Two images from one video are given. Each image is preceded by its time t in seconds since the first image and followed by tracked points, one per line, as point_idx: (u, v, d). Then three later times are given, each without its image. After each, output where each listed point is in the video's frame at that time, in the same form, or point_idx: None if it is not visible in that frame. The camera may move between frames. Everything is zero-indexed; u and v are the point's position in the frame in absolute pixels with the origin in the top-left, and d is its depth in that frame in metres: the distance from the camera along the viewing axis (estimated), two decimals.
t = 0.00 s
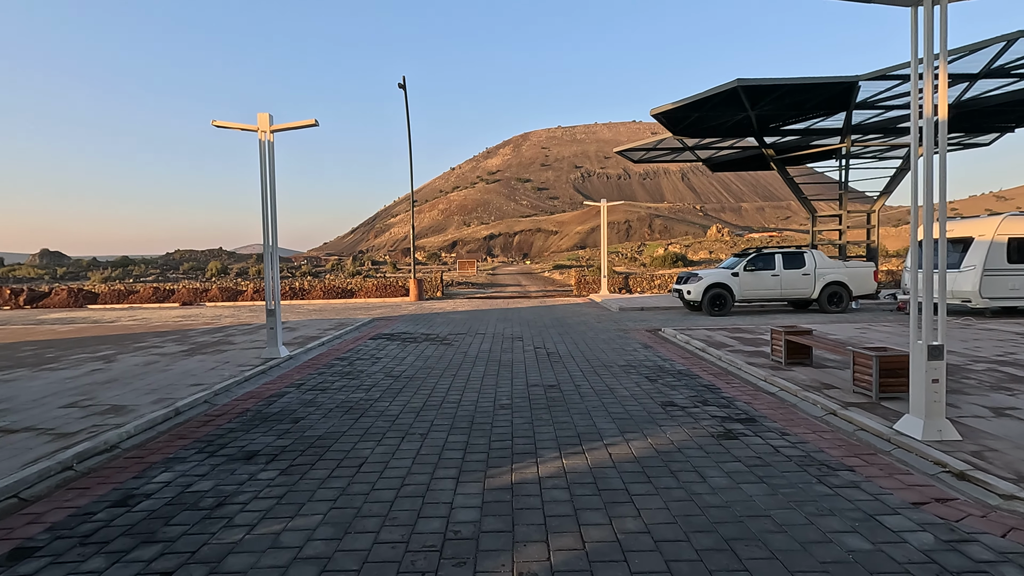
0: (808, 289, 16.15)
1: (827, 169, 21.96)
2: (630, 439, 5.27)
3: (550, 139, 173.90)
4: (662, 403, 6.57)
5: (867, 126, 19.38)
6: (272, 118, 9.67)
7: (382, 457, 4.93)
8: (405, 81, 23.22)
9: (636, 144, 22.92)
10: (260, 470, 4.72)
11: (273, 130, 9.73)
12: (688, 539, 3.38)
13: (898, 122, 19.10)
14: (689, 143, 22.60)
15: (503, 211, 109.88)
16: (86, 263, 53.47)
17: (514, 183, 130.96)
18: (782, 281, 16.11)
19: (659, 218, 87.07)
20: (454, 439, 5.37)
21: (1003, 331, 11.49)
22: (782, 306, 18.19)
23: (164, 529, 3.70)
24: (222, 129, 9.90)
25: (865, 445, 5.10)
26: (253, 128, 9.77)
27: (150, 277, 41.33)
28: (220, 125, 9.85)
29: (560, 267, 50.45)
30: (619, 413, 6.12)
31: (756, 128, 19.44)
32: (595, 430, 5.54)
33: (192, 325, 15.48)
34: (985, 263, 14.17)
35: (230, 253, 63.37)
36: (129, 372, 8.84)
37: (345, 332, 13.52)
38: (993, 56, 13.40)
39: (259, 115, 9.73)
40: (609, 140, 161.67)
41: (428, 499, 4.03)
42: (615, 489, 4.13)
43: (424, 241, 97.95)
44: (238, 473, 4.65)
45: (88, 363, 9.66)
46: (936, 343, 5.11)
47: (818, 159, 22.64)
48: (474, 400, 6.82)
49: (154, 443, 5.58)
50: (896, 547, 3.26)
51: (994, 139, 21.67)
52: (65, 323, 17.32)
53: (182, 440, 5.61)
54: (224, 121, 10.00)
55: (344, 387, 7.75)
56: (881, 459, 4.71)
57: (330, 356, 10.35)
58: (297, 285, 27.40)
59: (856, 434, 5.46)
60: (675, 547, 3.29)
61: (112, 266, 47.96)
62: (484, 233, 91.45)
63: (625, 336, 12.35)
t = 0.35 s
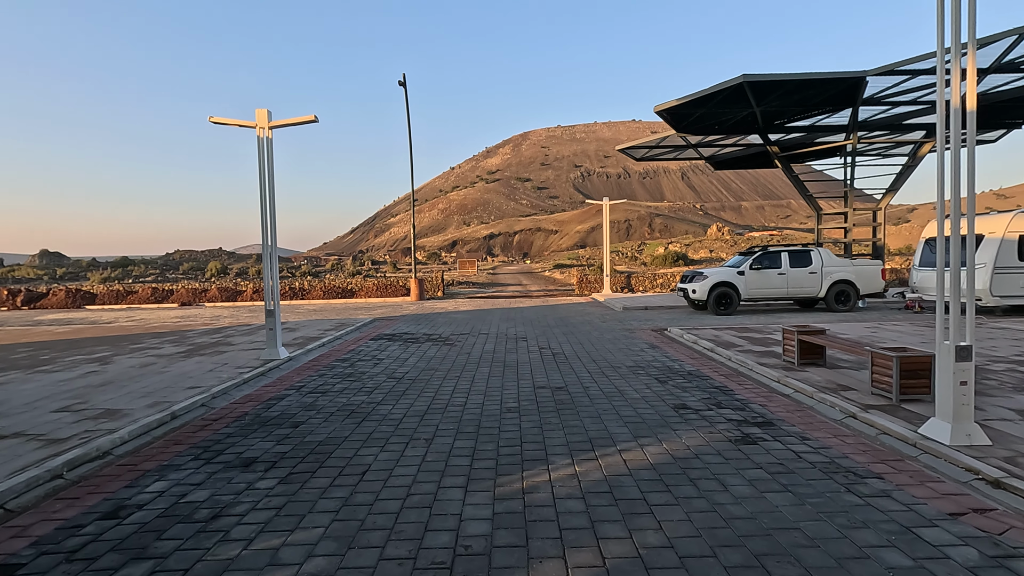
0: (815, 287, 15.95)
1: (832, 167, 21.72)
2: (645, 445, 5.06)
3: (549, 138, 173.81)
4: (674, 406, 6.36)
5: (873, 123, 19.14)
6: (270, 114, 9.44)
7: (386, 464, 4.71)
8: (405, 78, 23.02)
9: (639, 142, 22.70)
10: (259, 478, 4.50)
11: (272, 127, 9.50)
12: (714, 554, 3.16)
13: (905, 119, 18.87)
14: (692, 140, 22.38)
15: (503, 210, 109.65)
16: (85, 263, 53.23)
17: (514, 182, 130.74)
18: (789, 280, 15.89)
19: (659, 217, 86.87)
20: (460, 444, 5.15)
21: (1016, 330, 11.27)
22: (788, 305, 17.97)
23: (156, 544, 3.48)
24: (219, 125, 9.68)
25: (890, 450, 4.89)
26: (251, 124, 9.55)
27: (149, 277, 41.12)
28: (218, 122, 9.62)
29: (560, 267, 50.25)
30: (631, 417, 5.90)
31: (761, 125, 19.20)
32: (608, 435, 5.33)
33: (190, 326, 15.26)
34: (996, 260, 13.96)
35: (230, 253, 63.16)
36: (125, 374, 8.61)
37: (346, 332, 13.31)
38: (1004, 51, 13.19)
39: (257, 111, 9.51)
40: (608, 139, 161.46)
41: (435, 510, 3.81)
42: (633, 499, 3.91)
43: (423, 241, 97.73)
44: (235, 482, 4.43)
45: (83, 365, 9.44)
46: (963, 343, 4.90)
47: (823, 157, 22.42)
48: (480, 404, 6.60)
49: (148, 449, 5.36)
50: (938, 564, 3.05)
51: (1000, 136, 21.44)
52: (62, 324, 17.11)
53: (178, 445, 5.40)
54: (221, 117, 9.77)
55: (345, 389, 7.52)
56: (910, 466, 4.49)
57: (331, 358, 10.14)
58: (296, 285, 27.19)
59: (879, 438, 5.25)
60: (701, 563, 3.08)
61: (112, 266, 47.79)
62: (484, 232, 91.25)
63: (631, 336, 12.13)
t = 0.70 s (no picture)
0: (825, 287, 15.72)
1: (840, 165, 21.46)
2: (668, 456, 4.82)
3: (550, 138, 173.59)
4: (694, 413, 6.12)
5: (882, 120, 18.87)
6: (272, 112, 9.21)
7: (397, 477, 4.47)
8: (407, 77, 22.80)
9: (644, 141, 22.46)
10: (263, 493, 4.26)
11: (274, 125, 9.27)
12: None
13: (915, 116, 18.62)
14: (698, 139, 22.14)
15: (504, 211, 109.40)
16: (86, 265, 53.13)
17: (516, 182, 130.49)
18: (799, 280, 15.64)
19: (660, 217, 86.62)
20: (474, 455, 4.91)
21: None
22: (797, 305, 17.72)
23: (155, 567, 3.25)
24: (220, 123, 9.45)
25: (927, 460, 4.65)
26: (253, 122, 9.32)
27: (150, 279, 40.91)
28: (219, 120, 9.39)
29: (562, 267, 50.01)
30: (651, 425, 5.66)
31: (768, 123, 18.96)
32: (628, 444, 5.09)
33: (191, 329, 15.05)
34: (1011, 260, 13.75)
35: (232, 254, 63.02)
36: (125, 380, 8.38)
37: (349, 335, 13.09)
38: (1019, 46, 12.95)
39: (259, 109, 9.28)
40: (609, 139, 161.20)
41: (452, 528, 3.57)
42: (662, 516, 3.68)
43: (424, 241, 97.50)
44: (239, 497, 4.20)
45: (81, 370, 9.21)
46: (1002, 348, 4.65)
47: (830, 155, 22.18)
48: (492, 410, 6.36)
49: (148, 460, 5.14)
50: None
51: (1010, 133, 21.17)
52: (62, 327, 16.90)
53: (179, 456, 5.17)
54: (222, 116, 9.52)
55: (351, 395, 7.28)
56: (950, 478, 4.25)
57: (335, 361, 9.91)
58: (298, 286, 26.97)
59: (913, 446, 5.01)
60: None
61: (113, 268, 47.59)
62: (485, 232, 91.10)
63: (640, 338, 11.89)
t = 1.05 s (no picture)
0: (834, 286, 15.53)
1: (847, 163, 21.23)
2: (687, 463, 4.63)
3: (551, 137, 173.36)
4: (710, 417, 5.94)
5: (890, 117, 18.64)
6: (274, 109, 9.03)
7: (406, 485, 4.29)
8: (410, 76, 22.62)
9: (648, 140, 22.26)
10: (267, 503, 4.08)
11: (276, 122, 9.10)
12: None
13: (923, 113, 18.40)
14: (703, 137, 21.94)
15: (506, 210, 109.20)
16: (88, 265, 53.12)
17: (517, 182, 130.29)
18: (807, 279, 15.44)
19: (662, 216, 86.40)
20: (485, 462, 4.73)
21: None
22: (804, 305, 17.52)
23: None
24: (221, 121, 9.28)
25: (958, 467, 4.46)
26: (254, 120, 9.14)
27: (151, 279, 40.76)
28: (219, 117, 9.22)
29: (564, 266, 49.85)
30: (666, 430, 5.48)
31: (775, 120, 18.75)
32: (644, 450, 4.91)
33: (192, 330, 14.89)
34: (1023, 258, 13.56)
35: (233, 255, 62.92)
36: (125, 382, 8.22)
37: (352, 335, 12.92)
38: None
39: (261, 106, 9.11)
40: (610, 138, 160.94)
41: (466, 542, 3.39)
42: (686, 528, 3.50)
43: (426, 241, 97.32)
44: (241, 508, 4.02)
45: (80, 373, 9.04)
46: None
47: (836, 153, 21.96)
48: (501, 414, 6.18)
49: (147, 467, 4.97)
50: None
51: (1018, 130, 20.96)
52: (62, 327, 16.74)
53: (179, 463, 5.00)
54: (223, 113, 9.34)
55: (355, 398, 7.10)
56: (984, 486, 4.06)
57: (339, 363, 9.73)
58: (299, 286, 26.81)
59: (940, 452, 4.82)
60: None
61: (114, 268, 47.46)
62: (486, 232, 90.96)
63: (648, 338, 11.70)
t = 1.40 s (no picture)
0: (842, 285, 15.30)
1: (854, 160, 20.96)
2: (701, 469, 4.41)
3: (553, 136, 173.09)
4: (723, 419, 5.73)
5: (899, 113, 18.38)
6: (273, 103, 8.83)
7: (408, 493, 4.09)
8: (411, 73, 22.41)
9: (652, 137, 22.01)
10: (262, 511, 3.88)
11: (275, 117, 8.90)
12: None
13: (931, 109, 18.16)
14: (708, 134, 21.69)
15: (507, 208, 108.96)
16: (91, 263, 53.06)
17: (519, 180, 129.99)
18: (814, 277, 15.21)
19: (664, 215, 86.07)
20: (491, 468, 4.53)
21: None
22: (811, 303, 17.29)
23: None
24: (218, 115, 9.07)
25: (988, 474, 4.24)
26: (253, 114, 8.94)
27: (153, 278, 40.65)
28: (217, 112, 9.02)
29: (566, 265, 49.61)
30: (678, 433, 5.26)
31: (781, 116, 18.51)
32: (656, 455, 4.70)
33: (192, 329, 14.72)
34: None
35: (236, 253, 62.75)
36: (120, 383, 8.02)
37: (353, 334, 12.73)
38: None
39: (259, 100, 8.91)
40: (611, 136, 160.63)
41: (471, 555, 3.19)
42: (705, 541, 3.29)
43: (427, 239, 97.12)
44: (235, 517, 3.82)
45: (75, 372, 8.84)
46: None
47: (842, 150, 21.72)
48: (506, 417, 5.98)
49: (139, 472, 4.77)
50: None
51: None
52: (60, 326, 16.56)
53: (173, 467, 4.80)
54: (220, 107, 9.13)
55: (356, 399, 6.91)
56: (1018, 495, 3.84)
57: (339, 363, 9.53)
58: (300, 285, 26.62)
59: (966, 457, 4.60)
60: None
61: (118, 266, 47.50)
62: (488, 231, 90.72)
63: (654, 338, 11.48)
